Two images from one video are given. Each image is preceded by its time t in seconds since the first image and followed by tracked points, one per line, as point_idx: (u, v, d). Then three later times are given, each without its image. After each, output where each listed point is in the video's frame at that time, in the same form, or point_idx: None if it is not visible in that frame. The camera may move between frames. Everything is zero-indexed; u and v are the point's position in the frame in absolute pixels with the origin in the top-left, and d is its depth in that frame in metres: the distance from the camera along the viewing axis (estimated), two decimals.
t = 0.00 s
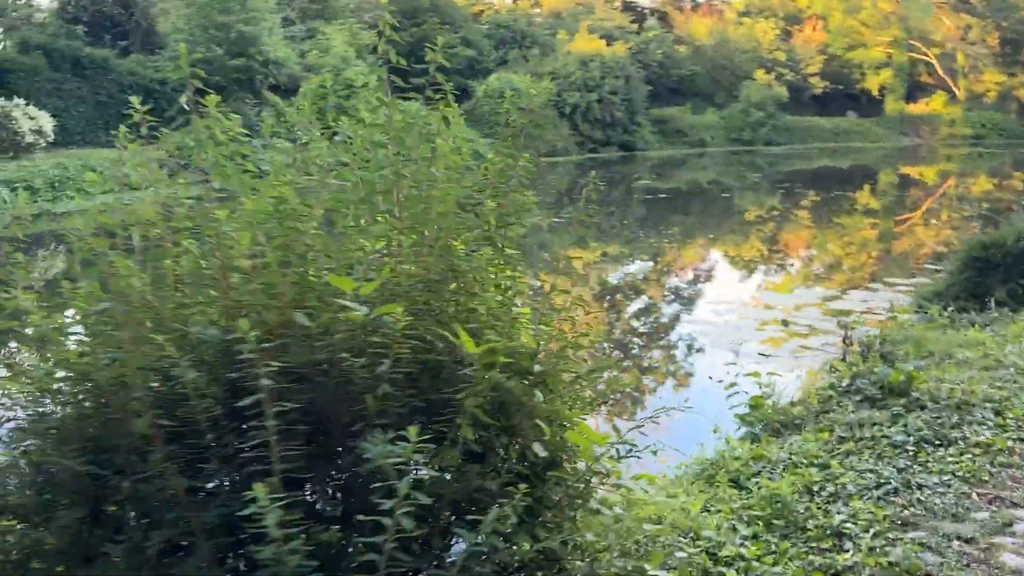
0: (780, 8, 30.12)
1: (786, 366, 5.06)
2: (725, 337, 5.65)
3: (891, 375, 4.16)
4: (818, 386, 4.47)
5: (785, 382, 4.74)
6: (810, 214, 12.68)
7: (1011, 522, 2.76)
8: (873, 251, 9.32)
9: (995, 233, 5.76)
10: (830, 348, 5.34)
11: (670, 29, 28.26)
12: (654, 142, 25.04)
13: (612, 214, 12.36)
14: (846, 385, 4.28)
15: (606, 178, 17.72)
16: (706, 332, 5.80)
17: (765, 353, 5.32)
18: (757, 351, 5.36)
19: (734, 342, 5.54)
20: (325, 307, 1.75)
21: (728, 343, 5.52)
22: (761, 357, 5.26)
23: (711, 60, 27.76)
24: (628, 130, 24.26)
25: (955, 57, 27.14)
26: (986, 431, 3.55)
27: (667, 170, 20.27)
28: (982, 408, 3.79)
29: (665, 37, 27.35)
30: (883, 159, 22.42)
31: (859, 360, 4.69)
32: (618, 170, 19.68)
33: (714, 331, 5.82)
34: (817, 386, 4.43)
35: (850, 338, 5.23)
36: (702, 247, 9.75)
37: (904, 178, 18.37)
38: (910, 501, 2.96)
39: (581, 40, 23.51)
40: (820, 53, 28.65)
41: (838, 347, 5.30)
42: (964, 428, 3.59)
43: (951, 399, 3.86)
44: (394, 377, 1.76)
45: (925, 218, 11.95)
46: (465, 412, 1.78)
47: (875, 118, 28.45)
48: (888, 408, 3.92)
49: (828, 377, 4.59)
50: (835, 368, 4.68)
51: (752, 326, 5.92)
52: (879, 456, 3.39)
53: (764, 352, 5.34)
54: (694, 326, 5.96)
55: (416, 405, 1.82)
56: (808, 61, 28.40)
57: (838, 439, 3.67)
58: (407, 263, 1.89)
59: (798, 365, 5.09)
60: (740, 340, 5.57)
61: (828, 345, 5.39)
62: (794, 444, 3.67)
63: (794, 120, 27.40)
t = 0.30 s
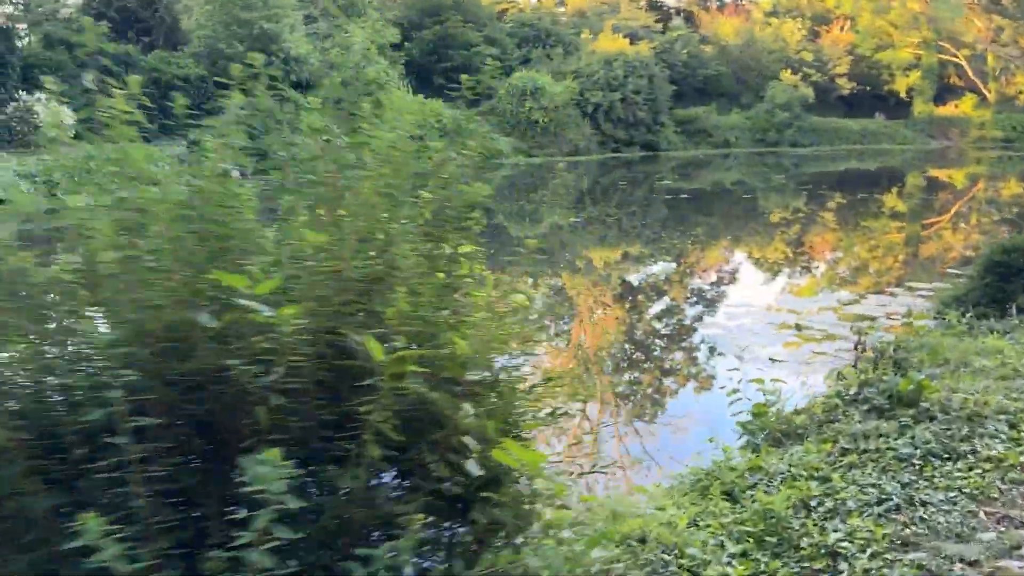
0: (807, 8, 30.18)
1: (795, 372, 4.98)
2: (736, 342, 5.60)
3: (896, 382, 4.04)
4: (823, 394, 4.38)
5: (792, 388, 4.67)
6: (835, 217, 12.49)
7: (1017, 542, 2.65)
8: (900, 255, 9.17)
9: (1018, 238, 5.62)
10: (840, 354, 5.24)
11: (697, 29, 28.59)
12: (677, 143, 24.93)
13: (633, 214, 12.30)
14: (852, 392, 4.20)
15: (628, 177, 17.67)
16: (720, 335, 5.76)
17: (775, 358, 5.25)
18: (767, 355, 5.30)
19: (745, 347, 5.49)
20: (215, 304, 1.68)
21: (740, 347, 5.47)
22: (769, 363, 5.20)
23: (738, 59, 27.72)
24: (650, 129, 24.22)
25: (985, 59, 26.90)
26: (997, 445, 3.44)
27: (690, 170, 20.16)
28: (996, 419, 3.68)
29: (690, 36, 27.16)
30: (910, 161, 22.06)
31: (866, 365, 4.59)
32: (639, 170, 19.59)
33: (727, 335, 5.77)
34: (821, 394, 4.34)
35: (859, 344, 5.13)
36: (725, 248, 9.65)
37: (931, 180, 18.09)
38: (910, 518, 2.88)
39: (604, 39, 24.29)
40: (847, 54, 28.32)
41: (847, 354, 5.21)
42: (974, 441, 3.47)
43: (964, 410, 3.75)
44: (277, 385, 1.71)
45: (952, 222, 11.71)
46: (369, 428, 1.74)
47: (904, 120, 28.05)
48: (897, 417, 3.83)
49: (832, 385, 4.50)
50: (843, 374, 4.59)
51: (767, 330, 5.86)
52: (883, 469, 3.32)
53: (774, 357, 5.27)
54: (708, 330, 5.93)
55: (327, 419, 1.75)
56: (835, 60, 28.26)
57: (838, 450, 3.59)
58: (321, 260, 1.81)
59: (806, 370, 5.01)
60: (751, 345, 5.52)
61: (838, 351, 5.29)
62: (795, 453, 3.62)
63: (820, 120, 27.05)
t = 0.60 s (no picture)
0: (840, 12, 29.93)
1: (807, 388, 4.78)
2: (752, 353, 5.44)
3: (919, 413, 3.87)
4: (834, 420, 4.17)
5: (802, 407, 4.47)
6: (867, 222, 12.25)
7: None
8: (931, 263, 8.94)
9: None
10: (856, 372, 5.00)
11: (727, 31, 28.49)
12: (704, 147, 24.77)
13: (657, 218, 12.19)
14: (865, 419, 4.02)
15: (653, 181, 17.54)
16: (741, 345, 5.62)
17: (789, 372, 5.06)
18: (781, 368, 5.11)
19: (761, 360, 5.32)
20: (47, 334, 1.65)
21: (756, 360, 5.31)
22: (783, 376, 5.01)
23: (768, 62, 27.28)
24: (678, 133, 23.97)
25: None
26: (1020, 474, 3.22)
27: (717, 175, 20.00)
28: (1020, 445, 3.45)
29: (719, 38, 26.94)
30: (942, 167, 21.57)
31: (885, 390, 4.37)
32: (665, 173, 19.48)
33: (747, 345, 5.63)
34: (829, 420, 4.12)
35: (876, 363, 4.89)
36: (752, 253, 9.48)
37: (964, 187, 17.65)
38: (917, 558, 2.73)
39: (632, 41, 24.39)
40: (880, 57, 27.86)
41: (861, 373, 4.96)
42: (994, 471, 3.26)
43: (986, 435, 3.54)
44: (122, 419, 1.63)
45: (986, 230, 11.42)
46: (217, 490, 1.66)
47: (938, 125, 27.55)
48: (912, 445, 3.65)
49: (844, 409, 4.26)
50: (859, 399, 4.39)
51: (791, 341, 5.67)
52: (893, 501, 3.16)
53: (787, 370, 5.09)
54: (736, 338, 5.78)
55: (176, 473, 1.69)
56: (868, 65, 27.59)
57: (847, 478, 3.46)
58: (169, 272, 1.72)
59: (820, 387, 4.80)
60: (767, 357, 5.35)
61: (852, 368, 5.06)
62: (802, 479, 3.53)
63: (851, 125, 26.66)
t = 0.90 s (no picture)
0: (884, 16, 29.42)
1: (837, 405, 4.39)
2: (782, 367, 5.10)
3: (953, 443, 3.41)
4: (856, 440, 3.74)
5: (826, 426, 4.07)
6: (908, 230, 11.91)
7: None
8: (976, 273, 8.59)
9: None
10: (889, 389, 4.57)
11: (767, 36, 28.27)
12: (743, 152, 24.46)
13: (692, 224, 12.00)
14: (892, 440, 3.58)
15: (688, 187, 17.30)
16: (773, 359, 5.28)
17: (818, 387, 4.69)
18: (811, 383, 4.75)
19: (791, 373, 4.97)
20: None
21: (785, 373, 4.97)
22: (811, 391, 4.65)
23: (808, 67, 27.01)
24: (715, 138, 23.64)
25: None
26: None
27: (755, 180, 19.68)
28: None
29: (759, 43, 26.66)
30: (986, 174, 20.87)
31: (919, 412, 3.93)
32: (702, 178, 19.28)
33: (780, 358, 5.30)
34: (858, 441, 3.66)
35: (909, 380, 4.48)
36: (790, 260, 9.23)
37: (1010, 195, 17.04)
38: None
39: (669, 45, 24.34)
40: (924, 62, 27.32)
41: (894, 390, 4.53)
42: None
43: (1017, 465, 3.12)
44: None
45: None
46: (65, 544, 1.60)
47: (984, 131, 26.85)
48: (937, 473, 3.18)
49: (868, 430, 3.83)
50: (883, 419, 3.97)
51: (828, 356, 5.29)
52: (915, 534, 2.64)
53: (815, 385, 4.72)
54: (771, 351, 5.46)
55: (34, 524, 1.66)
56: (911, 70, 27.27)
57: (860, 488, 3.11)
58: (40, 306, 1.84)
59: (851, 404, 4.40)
60: (798, 371, 5.00)
61: (883, 384, 4.65)
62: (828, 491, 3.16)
63: (894, 131, 26.10)
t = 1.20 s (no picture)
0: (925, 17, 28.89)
1: (849, 425, 3.99)
2: (797, 379, 4.70)
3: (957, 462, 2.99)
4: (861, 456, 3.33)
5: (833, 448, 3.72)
6: (946, 237, 11.54)
7: None
8: (1019, 281, 8.26)
9: None
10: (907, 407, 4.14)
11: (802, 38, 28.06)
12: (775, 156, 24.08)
13: (721, 228, 11.80)
14: (902, 443, 3.24)
15: (717, 191, 17.04)
16: (788, 369, 4.89)
17: (830, 402, 4.29)
18: (823, 397, 4.36)
19: (804, 386, 4.58)
20: None
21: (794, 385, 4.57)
22: (822, 407, 4.25)
23: (843, 70, 26.69)
24: (747, 141, 23.30)
25: None
26: None
27: (787, 184, 19.32)
28: None
29: (792, 45, 26.29)
30: None
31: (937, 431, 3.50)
32: (732, 182, 19.00)
33: (796, 368, 4.90)
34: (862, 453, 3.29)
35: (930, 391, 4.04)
36: (824, 267, 8.97)
37: None
38: None
39: (701, 46, 24.21)
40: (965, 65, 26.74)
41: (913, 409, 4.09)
42: None
43: None
44: None
45: None
46: None
47: None
48: (940, 494, 2.80)
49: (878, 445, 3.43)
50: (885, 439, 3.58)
51: (849, 367, 4.88)
52: (906, 567, 2.34)
53: (827, 399, 4.32)
54: (788, 360, 5.06)
55: None
56: (950, 73, 26.69)
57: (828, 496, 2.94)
58: None
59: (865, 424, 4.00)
60: (812, 384, 4.60)
61: (901, 402, 4.22)
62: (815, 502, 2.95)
63: (932, 135, 25.52)
